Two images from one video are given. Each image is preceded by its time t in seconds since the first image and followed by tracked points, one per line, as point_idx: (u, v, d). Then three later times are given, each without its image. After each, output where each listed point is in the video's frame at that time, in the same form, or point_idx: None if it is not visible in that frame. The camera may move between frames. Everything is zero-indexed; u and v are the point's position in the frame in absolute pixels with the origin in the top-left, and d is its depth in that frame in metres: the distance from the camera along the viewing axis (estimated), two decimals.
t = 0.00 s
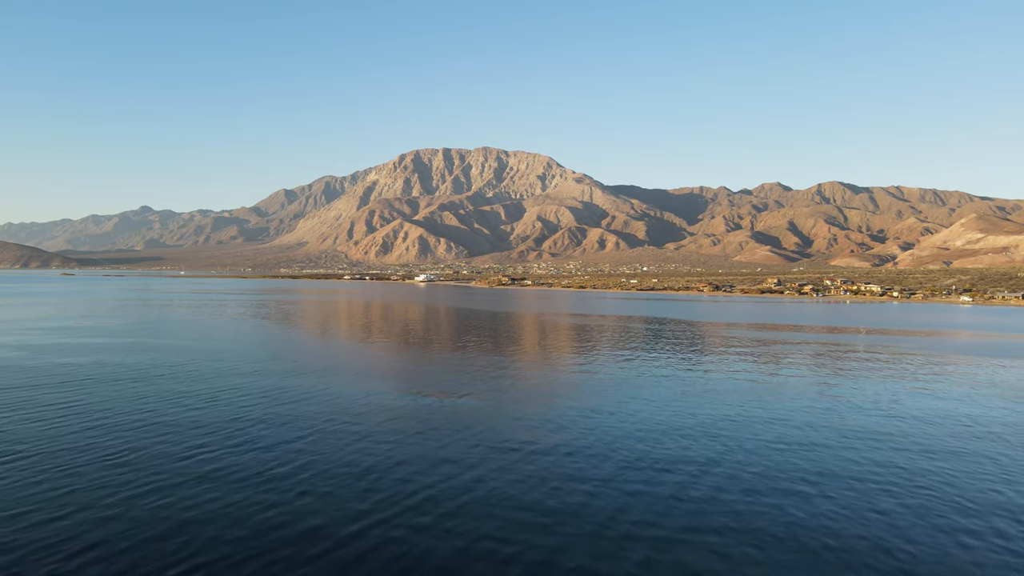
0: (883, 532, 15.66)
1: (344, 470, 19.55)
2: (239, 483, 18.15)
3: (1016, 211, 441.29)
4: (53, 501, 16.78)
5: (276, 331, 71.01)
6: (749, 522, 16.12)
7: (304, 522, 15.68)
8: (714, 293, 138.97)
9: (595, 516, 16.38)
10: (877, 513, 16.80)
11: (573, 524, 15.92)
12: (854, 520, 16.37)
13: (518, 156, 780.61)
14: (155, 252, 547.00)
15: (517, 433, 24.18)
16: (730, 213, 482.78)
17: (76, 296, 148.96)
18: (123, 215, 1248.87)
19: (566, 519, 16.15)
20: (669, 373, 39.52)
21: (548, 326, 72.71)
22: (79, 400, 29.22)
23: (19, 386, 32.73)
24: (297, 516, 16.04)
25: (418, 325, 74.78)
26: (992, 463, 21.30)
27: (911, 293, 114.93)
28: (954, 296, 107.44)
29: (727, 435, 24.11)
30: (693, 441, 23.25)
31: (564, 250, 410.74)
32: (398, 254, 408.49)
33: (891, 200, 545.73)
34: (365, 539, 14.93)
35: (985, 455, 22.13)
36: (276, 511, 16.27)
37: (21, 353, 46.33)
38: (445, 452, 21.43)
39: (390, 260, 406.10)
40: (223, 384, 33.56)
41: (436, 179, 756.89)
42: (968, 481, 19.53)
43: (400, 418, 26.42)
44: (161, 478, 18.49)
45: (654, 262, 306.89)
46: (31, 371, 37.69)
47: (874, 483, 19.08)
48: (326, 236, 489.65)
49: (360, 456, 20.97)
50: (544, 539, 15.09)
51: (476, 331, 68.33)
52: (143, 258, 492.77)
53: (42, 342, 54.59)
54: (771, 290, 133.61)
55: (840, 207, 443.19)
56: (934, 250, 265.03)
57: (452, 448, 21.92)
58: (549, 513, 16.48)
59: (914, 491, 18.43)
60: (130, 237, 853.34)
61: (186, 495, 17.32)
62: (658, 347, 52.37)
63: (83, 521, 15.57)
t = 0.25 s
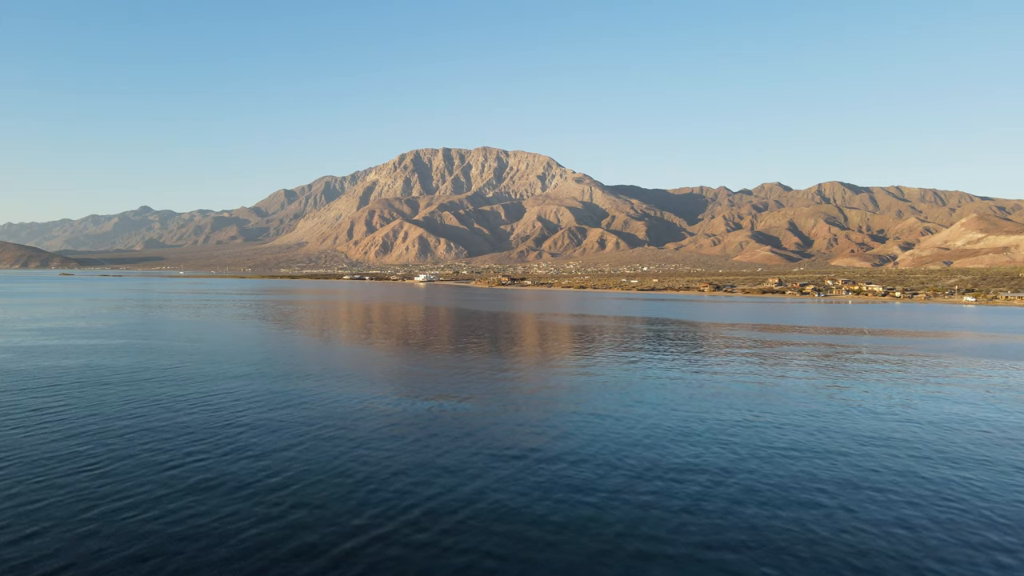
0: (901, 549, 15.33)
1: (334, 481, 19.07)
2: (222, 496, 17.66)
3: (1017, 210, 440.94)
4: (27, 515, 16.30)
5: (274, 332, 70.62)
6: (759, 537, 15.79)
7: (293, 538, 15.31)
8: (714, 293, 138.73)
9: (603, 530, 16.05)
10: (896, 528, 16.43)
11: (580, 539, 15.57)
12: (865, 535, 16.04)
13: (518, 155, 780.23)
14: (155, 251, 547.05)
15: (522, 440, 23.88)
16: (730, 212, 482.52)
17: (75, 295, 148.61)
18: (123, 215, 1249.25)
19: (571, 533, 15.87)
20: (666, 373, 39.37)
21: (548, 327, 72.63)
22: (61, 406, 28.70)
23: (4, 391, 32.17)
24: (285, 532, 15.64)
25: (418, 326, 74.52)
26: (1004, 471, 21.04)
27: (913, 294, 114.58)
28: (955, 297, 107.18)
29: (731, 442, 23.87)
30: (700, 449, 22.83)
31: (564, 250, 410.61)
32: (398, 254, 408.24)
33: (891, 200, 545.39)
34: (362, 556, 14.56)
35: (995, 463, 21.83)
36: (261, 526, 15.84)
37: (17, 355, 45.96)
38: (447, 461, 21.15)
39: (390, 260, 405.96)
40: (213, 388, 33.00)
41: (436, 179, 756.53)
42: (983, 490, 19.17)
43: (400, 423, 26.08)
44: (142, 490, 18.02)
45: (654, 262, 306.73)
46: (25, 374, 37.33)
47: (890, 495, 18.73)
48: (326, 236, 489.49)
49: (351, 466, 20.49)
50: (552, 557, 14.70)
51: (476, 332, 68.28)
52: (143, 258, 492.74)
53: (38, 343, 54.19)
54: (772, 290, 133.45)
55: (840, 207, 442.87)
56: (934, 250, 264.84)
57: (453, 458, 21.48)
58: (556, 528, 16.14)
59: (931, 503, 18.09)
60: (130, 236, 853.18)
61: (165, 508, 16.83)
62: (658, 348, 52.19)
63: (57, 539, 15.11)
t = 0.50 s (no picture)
0: (923, 563, 14.78)
1: (329, 494, 18.28)
2: (210, 509, 16.82)
3: (1017, 211, 440.59)
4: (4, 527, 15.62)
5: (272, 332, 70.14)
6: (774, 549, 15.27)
7: (286, 556, 14.50)
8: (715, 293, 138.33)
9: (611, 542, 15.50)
10: (919, 543, 15.74)
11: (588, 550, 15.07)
12: (883, 546, 15.51)
13: (518, 155, 780.09)
14: (155, 251, 546.87)
15: (526, 448, 23.20)
16: (730, 212, 482.27)
17: (74, 295, 148.11)
18: (124, 215, 1249.84)
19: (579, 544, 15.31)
20: (668, 374, 39.06)
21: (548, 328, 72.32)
22: (44, 413, 27.69)
23: None
24: (277, 549, 14.85)
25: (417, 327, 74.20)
26: (1019, 478, 20.57)
27: (914, 294, 114.13)
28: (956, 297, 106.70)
29: (737, 447, 23.48)
30: (710, 457, 22.17)
31: (564, 250, 410.32)
32: (398, 254, 407.83)
33: (891, 200, 545.00)
34: (359, 575, 13.79)
35: (1010, 469, 21.40)
36: (250, 543, 15.01)
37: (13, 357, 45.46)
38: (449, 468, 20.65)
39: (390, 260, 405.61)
40: (202, 394, 32.10)
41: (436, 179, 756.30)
42: (1004, 500, 18.57)
43: (399, 430, 25.41)
44: (126, 501, 17.34)
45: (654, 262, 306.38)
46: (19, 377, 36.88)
47: (909, 506, 18.07)
48: (326, 236, 489.18)
49: (345, 475, 19.90)
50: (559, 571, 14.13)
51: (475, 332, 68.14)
52: (143, 258, 492.64)
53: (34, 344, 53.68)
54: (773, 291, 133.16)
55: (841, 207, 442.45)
56: (935, 250, 264.57)
57: (455, 468, 20.75)
58: (562, 540, 15.58)
59: (953, 515, 17.45)
60: (130, 236, 852.92)
61: (150, 523, 15.97)
62: (658, 348, 51.95)
63: (32, 557, 14.19)
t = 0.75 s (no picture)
0: None
1: (320, 508, 17.89)
2: (194, 525, 16.43)
3: (1017, 211, 439.99)
4: None
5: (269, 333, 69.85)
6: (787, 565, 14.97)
7: None
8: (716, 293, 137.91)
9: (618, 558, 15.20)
10: (931, 560, 15.37)
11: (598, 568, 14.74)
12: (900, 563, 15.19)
13: (518, 155, 779.04)
14: (155, 252, 545.67)
15: (530, 456, 22.90)
16: (731, 212, 481.61)
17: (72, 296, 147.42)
18: (123, 215, 1248.55)
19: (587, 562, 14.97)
20: (668, 376, 38.95)
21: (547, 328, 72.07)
22: (29, 419, 27.24)
23: None
24: (266, 567, 14.53)
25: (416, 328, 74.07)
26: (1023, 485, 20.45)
27: (916, 294, 113.63)
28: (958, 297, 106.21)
29: (740, 454, 23.29)
30: (714, 466, 21.85)
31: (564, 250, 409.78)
32: (397, 254, 407.20)
33: (891, 199, 544.14)
34: None
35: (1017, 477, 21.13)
36: (235, 562, 14.59)
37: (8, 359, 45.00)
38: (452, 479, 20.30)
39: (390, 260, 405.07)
40: (192, 398, 31.62)
41: (436, 179, 755.35)
42: (1015, 511, 18.24)
43: (398, 438, 25.04)
44: (110, 516, 16.95)
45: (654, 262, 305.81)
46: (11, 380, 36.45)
47: (919, 519, 17.70)
48: (326, 236, 488.43)
49: (338, 487, 19.57)
50: None
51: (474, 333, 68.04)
52: (143, 258, 491.75)
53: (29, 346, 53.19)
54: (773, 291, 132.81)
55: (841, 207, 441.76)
56: (935, 250, 264.12)
57: (457, 479, 20.42)
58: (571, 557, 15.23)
59: (962, 528, 17.09)
60: (129, 236, 851.36)
61: (129, 541, 15.58)
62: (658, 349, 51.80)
63: None
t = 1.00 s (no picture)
0: None
1: (313, 519, 17.78)
2: (183, 538, 16.27)
3: (1018, 211, 439.32)
4: None
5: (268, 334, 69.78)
6: None
7: None
8: (716, 293, 137.72)
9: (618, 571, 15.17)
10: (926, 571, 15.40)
11: None
12: None
13: (518, 155, 778.20)
14: (155, 251, 544.93)
15: (528, 464, 22.85)
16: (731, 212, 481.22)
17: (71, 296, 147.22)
18: (123, 215, 1247.82)
19: None
20: (666, 378, 39.05)
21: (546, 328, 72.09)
22: (21, 424, 27.09)
23: None
24: None
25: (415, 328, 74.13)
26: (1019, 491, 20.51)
27: (916, 295, 113.36)
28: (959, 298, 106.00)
29: (737, 459, 23.30)
30: (712, 473, 21.84)
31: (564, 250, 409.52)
32: (397, 254, 406.82)
33: (892, 199, 543.34)
34: None
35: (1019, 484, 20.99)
36: None
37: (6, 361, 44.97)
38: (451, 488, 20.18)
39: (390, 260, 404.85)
40: (187, 402, 31.37)
41: (436, 178, 754.51)
42: (1010, 519, 18.28)
43: (394, 443, 25.02)
44: (99, 528, 16.79)
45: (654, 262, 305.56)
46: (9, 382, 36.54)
47: (914, 528, 17.73)
48: (326, 236, 488.26)
49: (331, 497, 19.41)
50: None
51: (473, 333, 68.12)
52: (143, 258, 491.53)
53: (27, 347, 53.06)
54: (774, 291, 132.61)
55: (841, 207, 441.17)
56: (936, 250, 263.79)
57: (454, 487, 20.38)
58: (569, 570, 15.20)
59: (965, 541, 16.94)
60: (129, 236, 850.35)
61: (117, 555, 15.40)
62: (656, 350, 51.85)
63: None
